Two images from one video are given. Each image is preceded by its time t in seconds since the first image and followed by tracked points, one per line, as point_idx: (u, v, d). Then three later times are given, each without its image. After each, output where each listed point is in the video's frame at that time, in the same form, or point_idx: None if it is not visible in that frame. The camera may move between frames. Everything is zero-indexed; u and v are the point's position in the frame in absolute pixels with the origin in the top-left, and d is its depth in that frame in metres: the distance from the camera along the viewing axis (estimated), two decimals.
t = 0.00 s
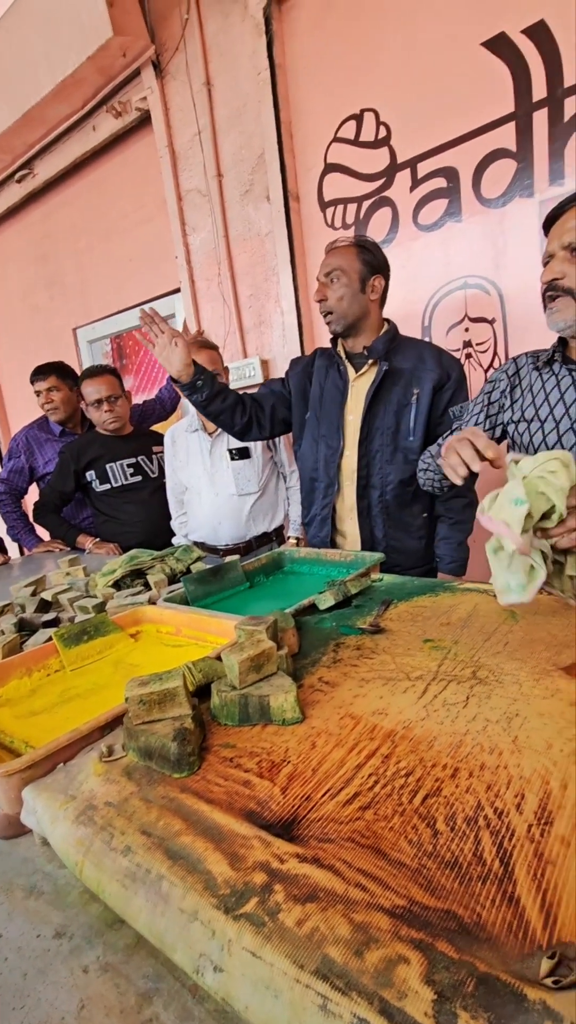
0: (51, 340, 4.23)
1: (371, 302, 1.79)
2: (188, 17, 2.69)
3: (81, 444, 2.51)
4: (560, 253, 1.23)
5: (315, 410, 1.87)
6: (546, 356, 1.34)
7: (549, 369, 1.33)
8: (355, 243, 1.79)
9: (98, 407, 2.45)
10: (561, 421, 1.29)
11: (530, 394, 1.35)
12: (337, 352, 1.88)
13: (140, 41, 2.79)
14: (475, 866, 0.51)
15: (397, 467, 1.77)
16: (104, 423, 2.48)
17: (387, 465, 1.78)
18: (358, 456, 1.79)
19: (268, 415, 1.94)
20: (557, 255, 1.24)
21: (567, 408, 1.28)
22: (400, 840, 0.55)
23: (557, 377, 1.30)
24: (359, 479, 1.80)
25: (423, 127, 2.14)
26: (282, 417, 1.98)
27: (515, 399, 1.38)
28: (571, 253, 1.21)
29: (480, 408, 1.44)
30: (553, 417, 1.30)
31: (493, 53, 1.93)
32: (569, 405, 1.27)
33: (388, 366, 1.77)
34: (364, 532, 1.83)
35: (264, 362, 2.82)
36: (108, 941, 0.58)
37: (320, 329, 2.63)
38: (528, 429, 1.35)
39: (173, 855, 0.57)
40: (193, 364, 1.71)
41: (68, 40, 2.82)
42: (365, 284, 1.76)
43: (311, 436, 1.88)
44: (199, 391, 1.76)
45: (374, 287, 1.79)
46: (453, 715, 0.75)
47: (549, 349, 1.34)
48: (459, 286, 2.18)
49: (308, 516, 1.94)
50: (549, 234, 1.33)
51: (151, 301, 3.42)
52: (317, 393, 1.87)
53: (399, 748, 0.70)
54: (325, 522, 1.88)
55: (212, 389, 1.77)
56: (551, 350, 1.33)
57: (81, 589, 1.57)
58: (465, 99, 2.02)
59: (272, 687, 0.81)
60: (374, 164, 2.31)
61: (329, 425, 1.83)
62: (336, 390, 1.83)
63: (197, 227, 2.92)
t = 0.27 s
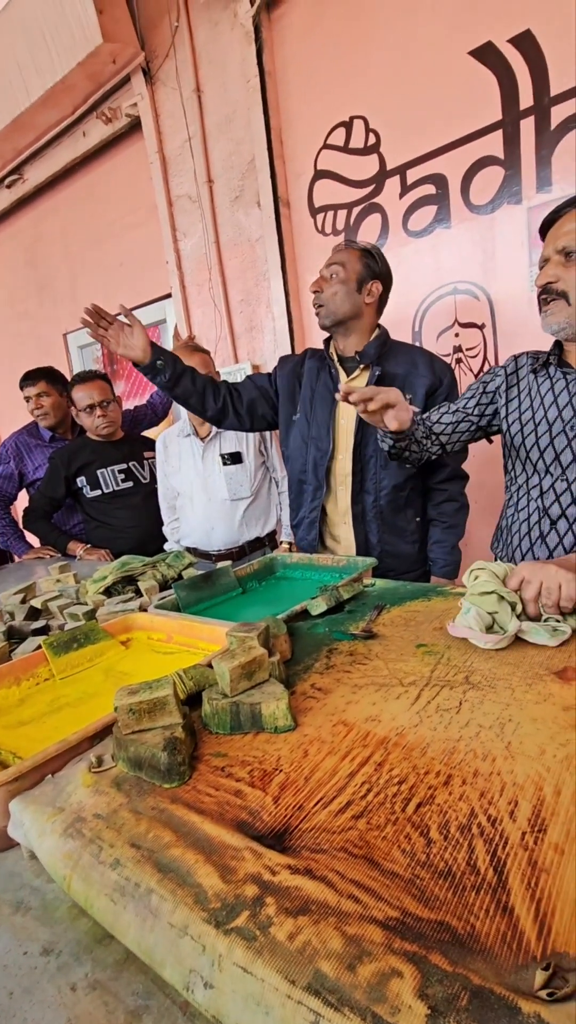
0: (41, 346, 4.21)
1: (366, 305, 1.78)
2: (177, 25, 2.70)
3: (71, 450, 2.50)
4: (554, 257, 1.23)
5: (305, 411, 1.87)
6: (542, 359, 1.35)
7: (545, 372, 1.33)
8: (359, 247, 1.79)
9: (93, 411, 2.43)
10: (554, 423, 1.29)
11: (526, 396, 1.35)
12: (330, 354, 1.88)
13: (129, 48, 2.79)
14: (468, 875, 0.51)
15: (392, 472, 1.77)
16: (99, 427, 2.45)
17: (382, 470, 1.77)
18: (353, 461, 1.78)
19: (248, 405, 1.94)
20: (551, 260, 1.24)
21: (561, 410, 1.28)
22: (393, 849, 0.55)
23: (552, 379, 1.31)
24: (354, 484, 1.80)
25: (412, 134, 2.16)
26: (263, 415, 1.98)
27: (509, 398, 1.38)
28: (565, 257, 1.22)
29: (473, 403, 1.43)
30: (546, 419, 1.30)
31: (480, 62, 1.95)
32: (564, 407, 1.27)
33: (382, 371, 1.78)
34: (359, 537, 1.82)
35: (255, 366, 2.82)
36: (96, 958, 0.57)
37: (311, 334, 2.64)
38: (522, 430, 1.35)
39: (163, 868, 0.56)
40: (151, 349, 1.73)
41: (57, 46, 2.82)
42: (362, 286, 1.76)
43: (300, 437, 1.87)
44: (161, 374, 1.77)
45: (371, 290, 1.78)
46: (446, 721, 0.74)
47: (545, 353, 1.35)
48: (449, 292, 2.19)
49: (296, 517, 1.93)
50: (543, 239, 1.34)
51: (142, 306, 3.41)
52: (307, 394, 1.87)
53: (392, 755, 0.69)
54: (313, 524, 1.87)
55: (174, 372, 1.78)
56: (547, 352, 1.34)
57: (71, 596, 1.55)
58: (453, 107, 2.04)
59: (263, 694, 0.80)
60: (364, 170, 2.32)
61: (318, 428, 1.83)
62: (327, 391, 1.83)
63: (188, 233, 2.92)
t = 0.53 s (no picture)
0: (34, 350, 4.20)
1: (362, 311, 1.80)
2: (171, 33, 2.72)
3: (65, 455, 2.49)
4: (544, 263, 1.25)
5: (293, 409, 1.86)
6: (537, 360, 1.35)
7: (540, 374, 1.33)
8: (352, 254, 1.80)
9: (85, 417, 2.43)
10: (547, 426, 1.30)
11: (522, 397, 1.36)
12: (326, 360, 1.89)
13: (123, 55, 2.81)
14: (467, 877, 0.51)
15: (389, 477, 1.78)
16: (91, 433, 2.46)
17: (380, 475, 1.77)
18: (351, 465, 1.78)
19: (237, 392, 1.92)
20: (542, 266, 1.25)
21: (554, 413, 1.29)
22: (392, 852, 0.55)
23: (546, 382, 1.31)
24: (351, 489, 1.80)
25: (404, 142, 2.18)
26: (253, 406, 1.95)
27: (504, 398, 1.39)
28: (554, 264, 1.23)
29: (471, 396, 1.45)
30: (540, 421, 1.31)
31: (471, 71, 1.97)
32: (557, 409, 1.28)
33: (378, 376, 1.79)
34: (358, 541, 1.82)
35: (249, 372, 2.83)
36: (94, 965, 0.57)
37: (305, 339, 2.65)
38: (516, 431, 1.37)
39: (162, 874, 0.56)
40: (116, 341, 1.72)
41: (51, 53, 2.83)
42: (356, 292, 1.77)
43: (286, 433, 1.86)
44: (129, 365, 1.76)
45: (366, 297, 1.80)
46: (443, 723, 0.75)
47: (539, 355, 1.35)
48: (441, 297, 2.21)
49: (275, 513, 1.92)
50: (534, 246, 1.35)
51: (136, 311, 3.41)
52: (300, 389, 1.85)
53: (389, 758, 0.69)
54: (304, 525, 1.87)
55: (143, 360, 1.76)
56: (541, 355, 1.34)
57: (65, 602, 1.54)
58: (444, 115, 2.06)
59: (260, 699, 0.80)
60: (357, 177, 2.34)
61: (304, 428, 1.82)
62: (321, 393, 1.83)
63: (181, 239, 2.93)
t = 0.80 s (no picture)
0: (18, 358, 4.17)
1: (342, 326, 1.81)
2: (159, 48, 2.74)
3: (48, 464, 2.47)
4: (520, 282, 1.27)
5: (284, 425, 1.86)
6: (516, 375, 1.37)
7: (519, 389, 1.36)
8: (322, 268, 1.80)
9: (69, 425, 2.41)
10: (527, 439, 1.32)
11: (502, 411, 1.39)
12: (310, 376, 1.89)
13: (111, 69, 2.83)
14: (450, 890, 0.51)
15: (374, 488, 1.79)
16: (75, 441, 2.44)
17: (365, 486, 1.79)
18: (336, 476, 1.79)
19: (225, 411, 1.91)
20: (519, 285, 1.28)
21: (533, 426, 1.31)
22: (375, 866, 0.54)
23: (526, 396, 1.34)
24: (337, 499, 1.81)
25: (389, 159, 2.22)
26: (240, 423, 1.93)
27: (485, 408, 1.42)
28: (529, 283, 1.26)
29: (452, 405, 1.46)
30: (520, 434, 1.33)
31: (453, 93, 2.02)
32: (536, 424, 1.31)
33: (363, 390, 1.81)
34: (343, 552, 1.83)
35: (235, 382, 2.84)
36: (70, 988, 0.55)
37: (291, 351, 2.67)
38: (497, 442, 1.38)
39: (141, 892, 0.55)
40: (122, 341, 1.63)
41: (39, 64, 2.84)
42: (334, 310, 1.77)
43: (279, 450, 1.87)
44: (135, 367, 1.67)
45: (345, 312, 1.81)
46: (426, 735, 0.75)
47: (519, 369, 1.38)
48: (425, 311, 2.24)
49: (272, 530, 1.93)
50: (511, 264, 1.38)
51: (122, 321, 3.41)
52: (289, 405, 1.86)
53: (373, 771, 0.69)
54: (288, 535, 1.87)
55: (148, 366, 1.69)
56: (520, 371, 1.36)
57: (46, 613, 1.52)
58: (427, 135, 2.11)
59: (244, 711, 0.79)
60: (342, 193, 2.38)
61: (296, 443, 1.83)
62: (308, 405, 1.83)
63: (167, 250, 2.94)
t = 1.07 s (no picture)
0: None
1: (326, 342, 1.85)
2: (142, 69, 2.78)
3: (23, 477, 2.43)
4: (491, 305, 1.34)
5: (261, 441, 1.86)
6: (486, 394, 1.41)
7: (490, 408, 1.39)
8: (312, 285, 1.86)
9: (46, 439, 2.38)
10: (500, 456, 1.35)
11: (474, 429, 1.41)
12: (291, 388, 1.92)
13: (93, 87, 2.85)
14: (427, 908, 0.50)
15: (353, 504, 1.80)
16: (51, 455, 2.41)
17: (344, 502, 1.80)
18: (315, 492, 1.81)
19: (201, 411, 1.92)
20: (490, 306, 1.35)
21: (506, 444, 1.34)
22: (353, 886, 0.54)
23: (498, 415, 1.37)
24: (316, 515, 1.82)
25: (367, 183, 2.28)
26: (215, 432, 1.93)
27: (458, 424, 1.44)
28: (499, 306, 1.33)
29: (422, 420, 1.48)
30: (493, 452, 1.36)
31: (429, 122, 2.09)
32: (508, 441, 1.34)
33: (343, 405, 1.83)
34: (322, 567, 1.83)
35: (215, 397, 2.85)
36: None
37: (270, 367, 2.69)
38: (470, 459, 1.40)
39: (113, 919, 0.53)
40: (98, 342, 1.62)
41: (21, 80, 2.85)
42: (319, 324, 1.81)
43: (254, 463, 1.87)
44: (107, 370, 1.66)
45: (329, 328, 1.85)
46: (404, 750, 0.75)
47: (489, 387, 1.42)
48: (402, 330, 2.29)
49: (243, 543, 1.93)
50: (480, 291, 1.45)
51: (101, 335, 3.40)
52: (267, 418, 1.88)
53: (350, 788, 0.69)
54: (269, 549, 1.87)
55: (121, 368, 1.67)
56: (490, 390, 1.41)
57: (18, 630, 1.48)
58: (404, 161, 2.18)
59: (221, 729, 0.78)
60: (321, 214, 2.43)
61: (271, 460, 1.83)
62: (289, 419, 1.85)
63: (148, 265, 2.96)
